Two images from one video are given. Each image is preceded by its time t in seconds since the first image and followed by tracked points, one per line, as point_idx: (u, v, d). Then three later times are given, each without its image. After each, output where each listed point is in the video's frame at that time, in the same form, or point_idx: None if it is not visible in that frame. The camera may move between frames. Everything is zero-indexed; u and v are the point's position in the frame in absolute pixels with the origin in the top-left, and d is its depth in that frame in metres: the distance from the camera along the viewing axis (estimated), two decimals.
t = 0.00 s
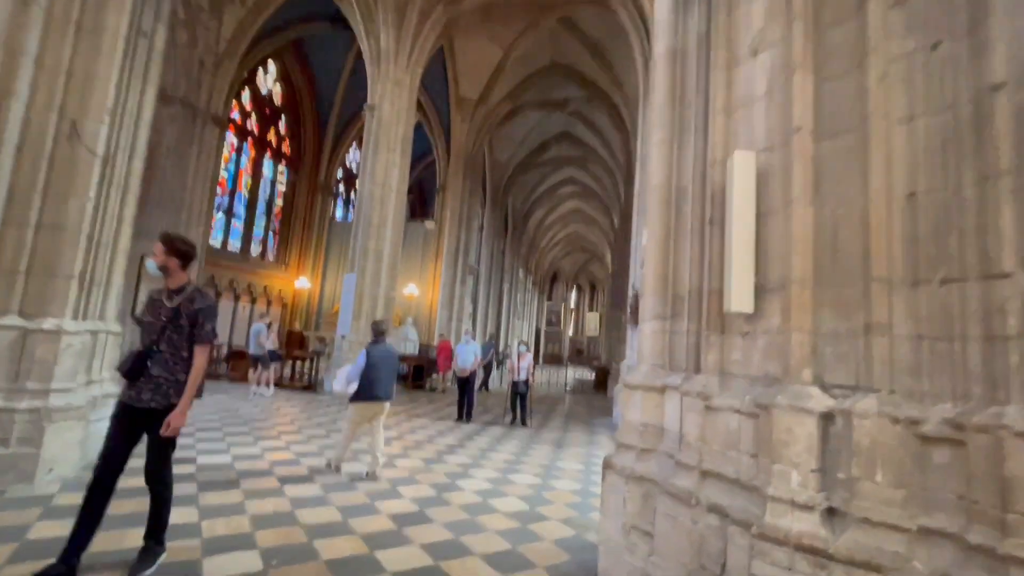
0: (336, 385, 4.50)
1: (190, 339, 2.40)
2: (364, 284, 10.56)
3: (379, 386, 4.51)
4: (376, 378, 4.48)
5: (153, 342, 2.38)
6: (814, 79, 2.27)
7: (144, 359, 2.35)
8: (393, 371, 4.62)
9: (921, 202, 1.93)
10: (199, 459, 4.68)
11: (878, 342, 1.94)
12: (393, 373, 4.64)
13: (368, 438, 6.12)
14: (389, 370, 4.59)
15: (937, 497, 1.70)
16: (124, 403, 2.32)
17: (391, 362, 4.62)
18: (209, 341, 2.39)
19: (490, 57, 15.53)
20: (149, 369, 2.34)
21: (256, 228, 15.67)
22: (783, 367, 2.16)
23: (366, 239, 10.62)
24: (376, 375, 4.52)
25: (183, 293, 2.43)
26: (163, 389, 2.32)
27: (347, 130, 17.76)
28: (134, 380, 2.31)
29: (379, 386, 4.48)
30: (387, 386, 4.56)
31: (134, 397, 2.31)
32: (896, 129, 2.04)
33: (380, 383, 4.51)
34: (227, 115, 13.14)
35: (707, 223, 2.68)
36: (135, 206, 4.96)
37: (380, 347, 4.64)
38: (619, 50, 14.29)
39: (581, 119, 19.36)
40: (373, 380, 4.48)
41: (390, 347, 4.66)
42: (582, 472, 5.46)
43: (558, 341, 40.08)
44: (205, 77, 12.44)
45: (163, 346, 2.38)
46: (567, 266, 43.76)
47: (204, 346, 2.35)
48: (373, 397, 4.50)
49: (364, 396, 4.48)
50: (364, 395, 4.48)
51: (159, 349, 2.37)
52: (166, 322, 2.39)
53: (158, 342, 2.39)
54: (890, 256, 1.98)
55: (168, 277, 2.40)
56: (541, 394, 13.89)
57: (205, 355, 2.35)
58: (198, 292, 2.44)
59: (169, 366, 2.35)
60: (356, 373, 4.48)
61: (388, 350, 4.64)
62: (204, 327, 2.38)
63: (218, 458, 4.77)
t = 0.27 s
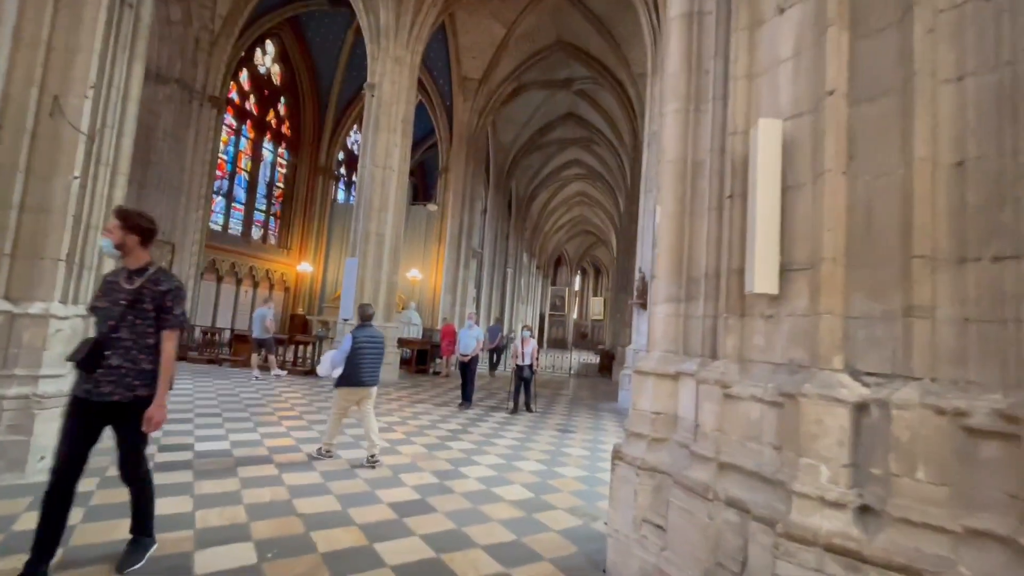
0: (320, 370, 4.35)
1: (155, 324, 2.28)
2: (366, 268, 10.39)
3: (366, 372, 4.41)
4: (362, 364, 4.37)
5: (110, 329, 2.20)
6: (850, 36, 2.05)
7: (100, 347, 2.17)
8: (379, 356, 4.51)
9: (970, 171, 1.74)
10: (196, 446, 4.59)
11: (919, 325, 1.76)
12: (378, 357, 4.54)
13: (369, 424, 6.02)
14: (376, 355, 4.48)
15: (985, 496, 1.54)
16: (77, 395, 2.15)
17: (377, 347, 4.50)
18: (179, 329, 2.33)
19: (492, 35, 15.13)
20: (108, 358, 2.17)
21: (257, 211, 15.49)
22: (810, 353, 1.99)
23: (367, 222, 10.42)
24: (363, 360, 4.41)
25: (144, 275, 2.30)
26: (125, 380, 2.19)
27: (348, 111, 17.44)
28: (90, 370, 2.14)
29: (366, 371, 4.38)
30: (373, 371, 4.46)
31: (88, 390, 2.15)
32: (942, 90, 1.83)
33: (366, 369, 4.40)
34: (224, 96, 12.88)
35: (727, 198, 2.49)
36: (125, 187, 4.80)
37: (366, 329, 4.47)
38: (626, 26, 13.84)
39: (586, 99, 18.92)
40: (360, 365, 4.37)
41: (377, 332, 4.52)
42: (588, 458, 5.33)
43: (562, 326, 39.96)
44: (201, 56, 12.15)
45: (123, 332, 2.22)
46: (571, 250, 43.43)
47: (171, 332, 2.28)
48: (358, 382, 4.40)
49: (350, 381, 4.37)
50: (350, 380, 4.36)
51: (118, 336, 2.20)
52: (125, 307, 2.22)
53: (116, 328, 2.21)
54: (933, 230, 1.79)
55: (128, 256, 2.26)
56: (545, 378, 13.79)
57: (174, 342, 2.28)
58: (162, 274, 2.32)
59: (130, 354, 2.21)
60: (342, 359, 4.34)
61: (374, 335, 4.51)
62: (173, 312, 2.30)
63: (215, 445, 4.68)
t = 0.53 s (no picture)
0: (305, 358, 4.28)
1: (108, 311, 1.98)
2: (368, 261, 10.21)
3: (351, 360, 4.32)
4: (347, 352, 4.28)
5: (56, 316, 1.92)
6: None
7: (46, 337, 1.90)
8: (366, 346, 4.43)
9: None
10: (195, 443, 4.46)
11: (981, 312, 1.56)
12: (366, 348, 4.45)
13: (373, 420, 5.87)
14: (363, 344, 4.41)
15: None
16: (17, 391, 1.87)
17: (364, 337, 4.43)
18: (136, 316, 2.01)
19: (495, 24, 14.86)
20: (51, 349, 1.89)
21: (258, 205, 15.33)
22: (853, 344, 1.81)
23: (370, 214, 10.25)
24: (348, 348, 4.33)
25: (96, 255, 2.01)
26: (72, 374, 1.90)
27: (349, 103, 17.25)
28: (29, 363, 1.85)
29: (351, 359, 4.30)
30: (359, 361, 4.37)
31: (25, 386, 1.87)
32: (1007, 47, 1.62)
33: (351, 357, 4.31)
34: (224, 87, 12.71)
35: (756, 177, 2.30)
36: (118, 175, 4.64)
37: (354, 319, 4.44)
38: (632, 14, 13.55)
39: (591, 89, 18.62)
40: (344, 354, 4.29)
41: (364, 321, 4.48)
42: (598, 454, 5.16)
43: (567, 320, 39.73)
44: (200, 47, 11.98)
45: (70, 320, 1.93)
46: (575, 243, 43.13)
47: (128, 320, 1.97)
48: (342, 372, 4.30)
49: (334, 370, 4.28)
50: (334, 368, 4.28)
51: (66, 323, 1.92)
52: (72, 292, 1.93)
53: (63, 315, 1.93)
54: (997, 204, 1.58)
55: (75, 233, 1.98)
56: (551, 372, 13.63)
57: (132, 331, 1.97)
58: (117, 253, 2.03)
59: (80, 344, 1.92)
60: (327, 346, 4.27)
61: (362, 324, 4.46)
62: (129, 296, 1.99)
63: (215, 443, 4.54)
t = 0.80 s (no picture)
0: (298, 361, 4.08)
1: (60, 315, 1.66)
2: (370, 259, 10.02)
3: (347, 361, 4.20)
4: (343, 353, 4.15)
5: None
6: None
7: None
8: (360, 346, 4.31)
9: None
10: (192, 450, 4.26)
11: None
12: (359, 348, 4.33)
13: (376, 423, 5.68)
14: (357, 344, 4.28)
15: None
16: None
17: (358, 336, 4.31)
18: (94, 318, 1.68)
19: (497, 17, 14.63)
20: None
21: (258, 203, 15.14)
22: (917, 349, 1.60)
23: (372, 211, 10.06)
24: (343, 349, 4.19)
25: (45, 249, 1.68)
26: (19, 388, 1.59)
27: (350, 99, 17.04)
28: None
29: (347, 360, 4.17)
30: (354, 361, 4.25)
31: None
32: None
33: (347, 358, 4.19)
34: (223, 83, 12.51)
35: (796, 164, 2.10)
36: (110, 168, 4.52)
37: (345, 318, 4.31)
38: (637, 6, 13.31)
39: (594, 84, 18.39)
40: (340, 354, 4.15)
41: (357, 320, 4.36)
42: (611, 458, 4.95)
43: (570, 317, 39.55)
44: (198, 43, 11.78)
45: (14, 325, 1.61)
46: (578, 240, 42.91)
47: (86, 322, 1.65)
48: (338, 373, 4.16)
49: (329, 372, 4.14)
50: (330, 370, 4.13)
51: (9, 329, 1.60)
52: (16, 292, 1.62)
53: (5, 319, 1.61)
54: None
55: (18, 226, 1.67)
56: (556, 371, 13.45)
57: (86, 335, 1.64)
58: (70, 246, 1.71)
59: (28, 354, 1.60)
60: (322, 347, 4.10)
61: (354, 323, 4.34)
62: (85, 294, 1.67)
63: (213, 449, 4.35)
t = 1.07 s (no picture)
0: (290, 361, 3.90)
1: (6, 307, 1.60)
2: (373, 256, 9.86)
3: (341, 360, 4.08)
4: (337, 352, 4.03)
5: None
6: None
7: None
8: (353, 344, 4.20)
9: None
10: (189, 454, 4.10)
11: None
12: (351, 346, 4.21)
13: (380, 424, 5.51)
14: (350, 343, 4.17)
15: None
16: None
17: (350, 335, 4.20)
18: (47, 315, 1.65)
19: (499, 10, 14.40)
20: None
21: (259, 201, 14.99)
22: (989, 345, 1.42)
23: (373, 208, 9.90)
24: (336, 347, 4.07)
25: None
26: None
27: (351, 95, 16.86)
28: None
29: (341, 359, 4.06)
30: (347, 360, 4.13)
31: None
32: None
33: (341, 357, 4.07)
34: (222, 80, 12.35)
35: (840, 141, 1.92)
36: (102, 163, 4.38)
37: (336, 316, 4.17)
38: None
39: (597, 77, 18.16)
40: (334, 353, 4.03)
41: (349, 318, 4.24)
42: (624, 459, 4.77)
43: (573, 314, 39.37)
44: (196, 38, 11.61)
45: None
46: (581, 237, 42.68)
47: (40, 323, 1.61)
48: (332, 373, 4.04)
49: (323, 372, 4.00)
50: (324, 370, 3.99)
51: None
52: None
53: None
54: None
55: None
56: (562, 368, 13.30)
57: (45, 338, 1.62)
58: (17, 238, 1.62)
59: None
60: (316, 347, 3.96)
61: (346, 321, 4.21)
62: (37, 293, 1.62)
63: (211, 453, 4.19)
